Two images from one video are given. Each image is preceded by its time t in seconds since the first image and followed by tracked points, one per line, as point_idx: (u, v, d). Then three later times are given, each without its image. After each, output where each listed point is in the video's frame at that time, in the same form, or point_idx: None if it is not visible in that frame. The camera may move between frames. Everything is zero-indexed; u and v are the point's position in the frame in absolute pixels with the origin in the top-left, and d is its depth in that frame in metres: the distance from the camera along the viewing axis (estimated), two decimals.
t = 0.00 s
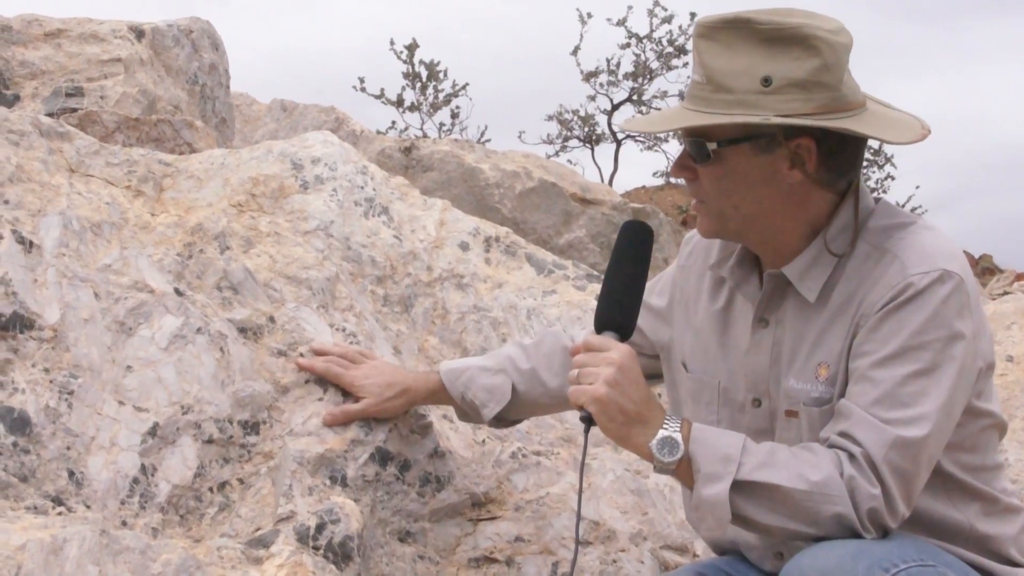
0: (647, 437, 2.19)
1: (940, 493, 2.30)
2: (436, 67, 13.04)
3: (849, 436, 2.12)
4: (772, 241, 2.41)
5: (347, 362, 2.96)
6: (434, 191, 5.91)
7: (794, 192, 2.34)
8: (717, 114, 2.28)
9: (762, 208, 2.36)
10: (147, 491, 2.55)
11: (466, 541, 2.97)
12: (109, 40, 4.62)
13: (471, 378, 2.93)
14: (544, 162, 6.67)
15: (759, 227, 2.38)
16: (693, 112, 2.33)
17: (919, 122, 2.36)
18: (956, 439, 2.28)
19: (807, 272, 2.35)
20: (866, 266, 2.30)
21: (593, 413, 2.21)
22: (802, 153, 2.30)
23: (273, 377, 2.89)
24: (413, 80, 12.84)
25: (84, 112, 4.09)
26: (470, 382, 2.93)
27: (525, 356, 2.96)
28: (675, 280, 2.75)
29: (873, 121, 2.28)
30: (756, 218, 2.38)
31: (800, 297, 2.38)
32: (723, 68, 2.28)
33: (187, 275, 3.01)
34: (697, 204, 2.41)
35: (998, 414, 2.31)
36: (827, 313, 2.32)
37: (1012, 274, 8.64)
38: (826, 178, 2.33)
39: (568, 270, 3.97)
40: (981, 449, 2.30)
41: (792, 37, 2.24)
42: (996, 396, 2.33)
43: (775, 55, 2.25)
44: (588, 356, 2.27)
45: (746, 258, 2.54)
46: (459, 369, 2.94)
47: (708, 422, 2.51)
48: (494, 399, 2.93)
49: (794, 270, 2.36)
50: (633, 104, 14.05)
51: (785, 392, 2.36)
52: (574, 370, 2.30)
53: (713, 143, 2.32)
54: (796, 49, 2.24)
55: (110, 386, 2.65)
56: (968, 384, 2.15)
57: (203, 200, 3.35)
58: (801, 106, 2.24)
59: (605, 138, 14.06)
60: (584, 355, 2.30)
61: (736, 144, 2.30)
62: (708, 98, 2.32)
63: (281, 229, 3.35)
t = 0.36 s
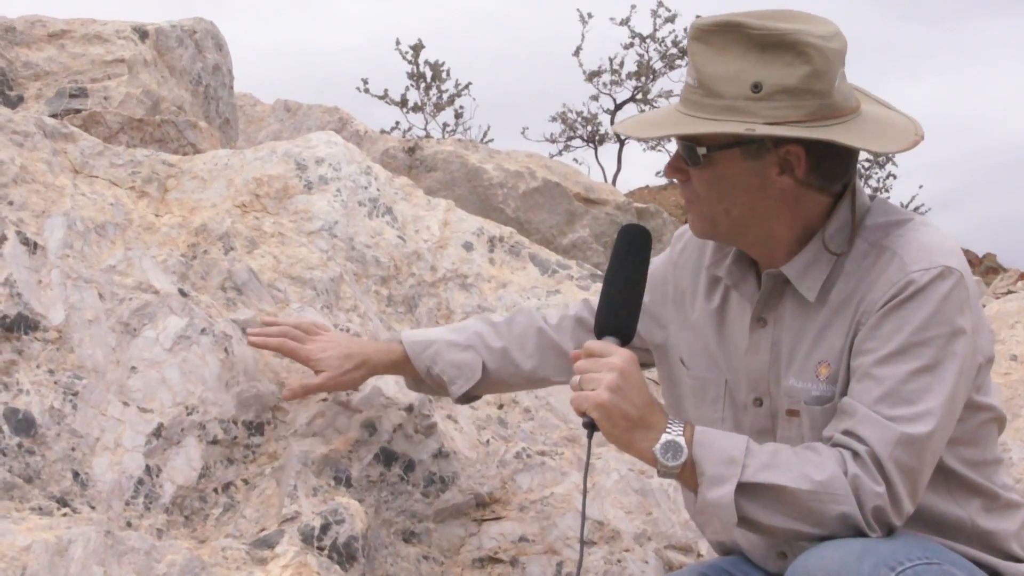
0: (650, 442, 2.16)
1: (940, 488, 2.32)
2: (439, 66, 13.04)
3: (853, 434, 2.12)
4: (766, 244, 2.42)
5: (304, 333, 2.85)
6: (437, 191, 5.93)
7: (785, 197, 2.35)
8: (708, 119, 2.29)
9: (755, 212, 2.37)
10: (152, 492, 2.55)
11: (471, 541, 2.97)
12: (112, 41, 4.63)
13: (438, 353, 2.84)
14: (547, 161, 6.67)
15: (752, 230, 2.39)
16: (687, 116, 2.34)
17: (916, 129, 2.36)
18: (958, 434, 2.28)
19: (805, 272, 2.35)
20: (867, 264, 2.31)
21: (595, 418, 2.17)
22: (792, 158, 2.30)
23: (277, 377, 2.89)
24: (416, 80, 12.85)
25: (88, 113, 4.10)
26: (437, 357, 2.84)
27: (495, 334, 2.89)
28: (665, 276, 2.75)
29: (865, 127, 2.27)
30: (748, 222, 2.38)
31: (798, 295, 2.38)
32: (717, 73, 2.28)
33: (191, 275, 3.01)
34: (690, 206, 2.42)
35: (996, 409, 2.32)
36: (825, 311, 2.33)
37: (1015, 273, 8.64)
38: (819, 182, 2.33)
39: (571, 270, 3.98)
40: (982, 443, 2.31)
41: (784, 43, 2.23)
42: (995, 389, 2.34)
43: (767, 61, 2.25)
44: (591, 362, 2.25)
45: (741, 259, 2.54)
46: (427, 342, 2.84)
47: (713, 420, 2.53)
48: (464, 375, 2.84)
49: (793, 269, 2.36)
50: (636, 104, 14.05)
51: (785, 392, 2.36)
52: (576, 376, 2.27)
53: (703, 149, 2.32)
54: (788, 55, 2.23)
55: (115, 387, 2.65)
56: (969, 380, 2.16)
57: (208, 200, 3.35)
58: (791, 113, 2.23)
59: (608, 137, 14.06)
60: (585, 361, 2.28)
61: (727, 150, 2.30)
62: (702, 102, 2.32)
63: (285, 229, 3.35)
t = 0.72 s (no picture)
0: (637, 455, 2.14)
1: (929, 484, 2.32)
2: (441, 66, 13.03)
3: (837, 437, 2.11)
4: (739, 249, 2.42)
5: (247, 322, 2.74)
6: (440, 191, 5.93)
7: (757, 204, 2.36)
8: (677, 129, 2.28)
9: (728, 219, 2.37)
10: (152, 491, 2.55)
11: (472, 541, 2.97)
12: (115, 40, 4.63)
13: (400, 343, 2.75)
14: (550, 162, 6.67)
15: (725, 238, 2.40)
16: (653, 127, 2.33)
17: (882, 128, 2.37)
18: (942, 431, 2.29)
19: (781, 275, 2.35)
20: (842, 266, 2.31)
21: (582, 434, 2.15)
22: (763, 165, 2.31)
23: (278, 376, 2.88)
24: (418, 80, 12.84)
25: (90, 111, 4.11)
26: (401, 347, 2.75)
27: (456, 319, 2.80)
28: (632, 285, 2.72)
29: (834, 129, 2.29)
30: (721, 228, 2.39)
31: (774, 300, 2.38)
32: (683, 82, 2.28)
33: (193, 275, 3.01)
34: (661, 216, 2.42)
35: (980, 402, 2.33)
36: (804, 314, 2.32)
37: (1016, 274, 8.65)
38: (790, 187, 2.35)
39: (573, 271, 3.98)
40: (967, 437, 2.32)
41: (750, 50, 2.23)
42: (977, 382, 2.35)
43: (731, 68, 2.25)
44: (575, 377, 2.23)
45: (716, 266, 2.53)
46: (388, 331, 2.74)
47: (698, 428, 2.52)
48: (428, 366, 2.76)
49: (768, 274, 2.36)
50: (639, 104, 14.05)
51: (767, 398, 2.35)
52: (560, 393, 2.25)
53: (675, 158, 2.30)
54: (754, 62, 2.23)
55: (116, 386, 2.64)
56: (947, 377, 2.17)
57: (210, 200, 3.35)
58: (761, 118, 2.24)
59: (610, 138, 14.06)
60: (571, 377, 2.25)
61: (698, 158, 2.30)
62: (668, 111, 2.31)
63: (288, 229, 3.35)
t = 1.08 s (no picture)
0: (626, 480, 2.14)
1: (919, 480, 2.32)
2: (445, 67, 13.03)
3: (824, 442, 2.11)
4: (709, 259, 2.41)
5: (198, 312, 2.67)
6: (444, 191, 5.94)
7: (725, 212, 2.35)
8: (644, 140, 2.27)
9: (697, 229, 2.36)
10: (160, 491, 2.56)
11: (478, 542, 2.98)
12: (121, 40, 4.63)
13: (367, 337, 2.67)
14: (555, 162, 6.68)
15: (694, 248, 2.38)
16: (622, 140, 2.32)
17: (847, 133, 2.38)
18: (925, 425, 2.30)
19: (752, 284, 2.34)
20: (812, 272, 2.31)
21: (569, 464, 2.13)
22: (731, 172, 2.30)
23: (286, 376, 2.89)
24: (421, 81, 12.84)
25: (96, 111, 4.10)
26: (367, 342, 2.67)
27: (422, 313, 2.71)
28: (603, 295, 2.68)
29: (801, 136, 2.28)
30: (691, 239, 2.38)
31: (749, 310, 2.36)
32: (649, 92, 2.27)
33: (199, 274, 3.01)
34: (631, 228, 2.41)
35: (960, 391, 2.34)
36: (779, 319, 2.32)
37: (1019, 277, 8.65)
38: (759, 196, 2.33)
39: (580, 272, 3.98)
40: (950, 429, 2.33)
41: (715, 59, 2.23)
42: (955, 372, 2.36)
43: (696, 78, 2.24)
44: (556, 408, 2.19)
45: (689, 278, 2.49)
46: (354, 324, 2.66)
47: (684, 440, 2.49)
48: (394, 361, 2.69)
49: (739, 282, 2.35)
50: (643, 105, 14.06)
51: (748, 409, 2.33)
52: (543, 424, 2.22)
53: (643, 168, 2.31)
54: (719, 71, 2.23)
55: (123, 386, 2.63)
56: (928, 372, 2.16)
57: (217, 200, 3.35)
58: (727, 127, 2.23)
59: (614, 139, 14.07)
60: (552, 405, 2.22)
61: (667, 167, 2.30)
62: (635, 122, 2.30)
63: (294, 229, 3.36)
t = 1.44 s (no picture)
0: (627, 503, 2.12)
1: (916, 480, 2.31)
2: (452, 69, 13.04)
3: (819, 449, 2.10)
4: (688, 276, 2.40)
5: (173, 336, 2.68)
6: (452, 194, 6.08)
7: (704, 228, 2.34)
8: (619, 159, 2.26)
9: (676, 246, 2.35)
10: (169, 492, 2.56)
11: (485, 545, 2.99)
12: (130, 41, 4.64)
13: (347, 361, 2.68)
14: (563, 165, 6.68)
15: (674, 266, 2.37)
16: (595, 161, 2.31)
17: (818, 143, 2.39)
18: (919, 423, 2.29)
19: (735, 295, 2.33)
20: (793, 281, 2.31)
21: (569, 492, 2.11)
22: (707, 188, 2.29)
23: (295, 379, 2.91)
24: (427, 83, 12.85)
25: (105, 112, 4.11)
26: (347, 366, 2.68)
27: (400, 333, 2.72)
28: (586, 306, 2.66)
29: (774, 149, 2.29)
30: (671, 256, 2.36)
31: (732, 321, 2.35)
32: (621, 112, 2.26)
33: (209, 276, 3.02)
34: (608, 249, 2.39)
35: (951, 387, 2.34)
36: (765, 329, 2.31)
37: None
38: (736, 210, 2.32)
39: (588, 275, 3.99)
40: (944, 427, 2.32)
41: (686, 75, 2.23)
42: (945, 369, 2.36)
43: (667, 95, 2.24)
44: (551, 434, 2.16)
45: (669, 294, 2.48)
46: (334, 348, 2.67)
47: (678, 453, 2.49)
48: (376, 384, 2.71)
49: (722, 295, 2.34)
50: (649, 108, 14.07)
51: (740, 420, 2.33)
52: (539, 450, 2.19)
53: (619, 188, 2.29)
54: (690, 86, 2.24)
55: (133, 387, 2.63)
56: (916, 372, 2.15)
57: (226, 201, 3.36)
58: (702, 143, 2.24)
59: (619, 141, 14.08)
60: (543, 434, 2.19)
61: (643, 187, 2.29)
62: (608, 143, 2.29)
63: (304, 231, 3.37)
